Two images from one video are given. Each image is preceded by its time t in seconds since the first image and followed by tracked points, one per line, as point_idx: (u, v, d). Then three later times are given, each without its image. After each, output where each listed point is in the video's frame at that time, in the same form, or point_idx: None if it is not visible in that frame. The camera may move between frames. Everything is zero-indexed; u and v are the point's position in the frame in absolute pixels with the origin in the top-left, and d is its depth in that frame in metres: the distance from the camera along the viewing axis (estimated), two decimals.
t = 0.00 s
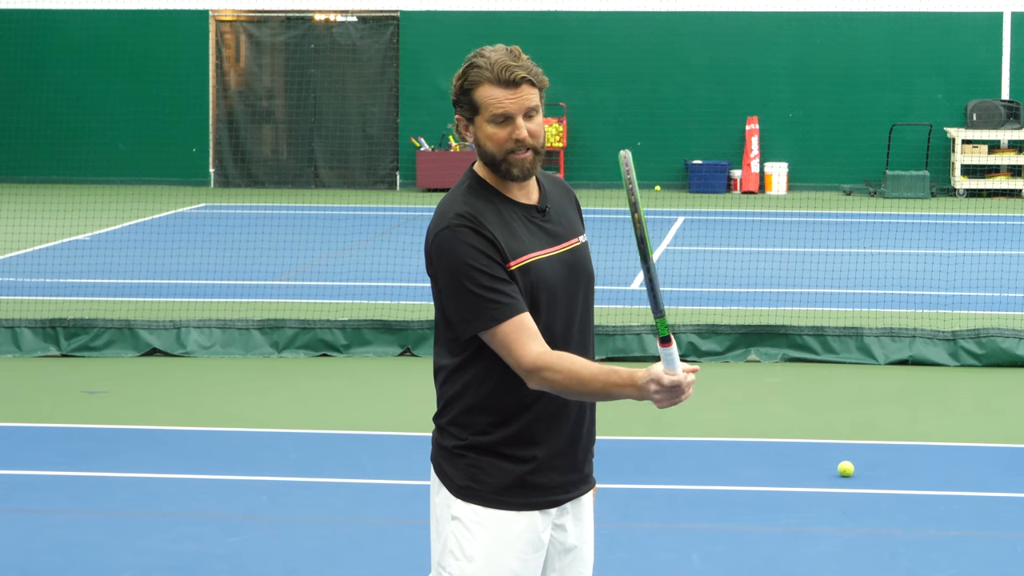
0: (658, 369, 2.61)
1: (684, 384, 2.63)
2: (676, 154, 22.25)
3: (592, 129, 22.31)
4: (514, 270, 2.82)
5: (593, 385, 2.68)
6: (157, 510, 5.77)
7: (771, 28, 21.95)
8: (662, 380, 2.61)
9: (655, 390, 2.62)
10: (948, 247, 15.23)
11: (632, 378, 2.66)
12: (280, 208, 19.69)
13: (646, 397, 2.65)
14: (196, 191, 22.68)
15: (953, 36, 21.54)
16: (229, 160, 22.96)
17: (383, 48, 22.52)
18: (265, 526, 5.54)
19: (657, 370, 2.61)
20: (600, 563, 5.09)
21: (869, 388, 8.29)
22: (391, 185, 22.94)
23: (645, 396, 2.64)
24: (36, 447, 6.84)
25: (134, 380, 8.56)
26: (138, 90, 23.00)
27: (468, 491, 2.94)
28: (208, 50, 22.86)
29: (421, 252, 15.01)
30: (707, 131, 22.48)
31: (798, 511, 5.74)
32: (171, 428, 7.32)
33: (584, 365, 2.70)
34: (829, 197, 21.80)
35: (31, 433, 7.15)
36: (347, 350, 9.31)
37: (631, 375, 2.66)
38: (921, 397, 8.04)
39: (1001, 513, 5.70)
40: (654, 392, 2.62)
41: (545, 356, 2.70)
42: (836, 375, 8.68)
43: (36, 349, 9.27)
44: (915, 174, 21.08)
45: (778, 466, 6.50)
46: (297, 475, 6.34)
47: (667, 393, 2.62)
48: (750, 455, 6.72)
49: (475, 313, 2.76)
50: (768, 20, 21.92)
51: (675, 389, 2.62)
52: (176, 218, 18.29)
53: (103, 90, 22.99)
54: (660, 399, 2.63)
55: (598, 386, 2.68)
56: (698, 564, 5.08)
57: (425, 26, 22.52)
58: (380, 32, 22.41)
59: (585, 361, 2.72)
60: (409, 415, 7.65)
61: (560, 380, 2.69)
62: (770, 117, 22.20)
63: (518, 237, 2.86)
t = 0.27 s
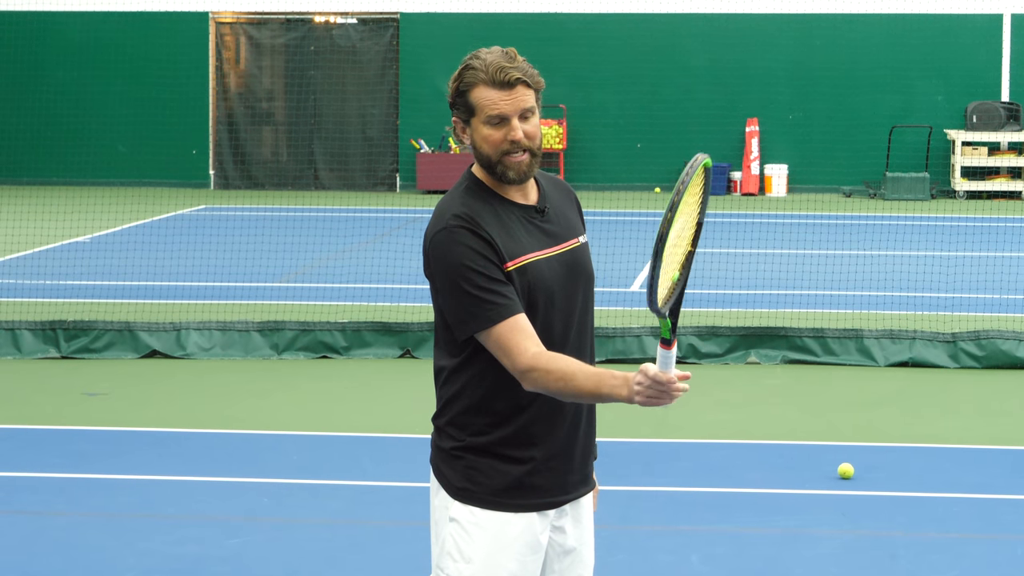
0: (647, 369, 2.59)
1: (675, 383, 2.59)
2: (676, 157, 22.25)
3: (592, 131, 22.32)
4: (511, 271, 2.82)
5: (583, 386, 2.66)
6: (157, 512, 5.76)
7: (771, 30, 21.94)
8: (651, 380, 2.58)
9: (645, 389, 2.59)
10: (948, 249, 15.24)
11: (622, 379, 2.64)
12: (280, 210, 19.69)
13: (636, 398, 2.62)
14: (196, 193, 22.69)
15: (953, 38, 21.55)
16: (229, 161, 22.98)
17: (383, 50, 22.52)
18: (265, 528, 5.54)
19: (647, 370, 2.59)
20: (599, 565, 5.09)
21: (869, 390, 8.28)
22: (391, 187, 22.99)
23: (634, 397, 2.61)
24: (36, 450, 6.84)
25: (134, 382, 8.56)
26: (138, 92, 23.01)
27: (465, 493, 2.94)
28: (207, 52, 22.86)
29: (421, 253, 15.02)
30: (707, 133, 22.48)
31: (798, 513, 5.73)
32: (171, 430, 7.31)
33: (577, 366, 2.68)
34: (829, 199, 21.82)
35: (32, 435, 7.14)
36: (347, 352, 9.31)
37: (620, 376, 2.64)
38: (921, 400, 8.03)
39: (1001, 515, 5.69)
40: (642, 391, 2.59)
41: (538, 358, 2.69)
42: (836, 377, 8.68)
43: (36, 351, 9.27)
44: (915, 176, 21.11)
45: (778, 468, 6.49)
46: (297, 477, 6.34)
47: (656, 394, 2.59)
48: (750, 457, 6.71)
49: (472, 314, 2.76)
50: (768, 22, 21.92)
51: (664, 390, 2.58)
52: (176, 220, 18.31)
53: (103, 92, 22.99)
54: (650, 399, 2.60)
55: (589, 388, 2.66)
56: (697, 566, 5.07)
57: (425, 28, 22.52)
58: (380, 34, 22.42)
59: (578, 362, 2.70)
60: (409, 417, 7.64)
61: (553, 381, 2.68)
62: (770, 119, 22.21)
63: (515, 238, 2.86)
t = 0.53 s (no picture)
0: (651, 372, 2.57)
1: (677, 386, 2.57)
2: (676, 158, 22.25)
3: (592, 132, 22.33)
4: (511, 272, 2.82)
5: (583, 389, 2.67)
6: (157, 513, 5.76)
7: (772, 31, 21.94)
8: (654, 383, 2.56)
9: (647, 392, 2.58)
10: (948, 250, 15.24)
11: (620, 381, 2.64)
12: (279, 211, 19.68)
13: (637, 400, 2.61)
14: (196, 194, 22.68)
15: (952, 39, 21.56)
16: (228, 163, 22.99)
17: (383, 51, 22.53)
18: (264, 529, 5.54)
19: (649, 372, 2.57)
20: (599, 566, 5.08)
21: (869, 391, 8.28)
22: (391, 189, 22.99)
23: (636, 400, 2.60)
24: (36, 451, 6.83)
25: (134, 383, 8.55)
26: (138, 93, 23.02)
27: (465, 494, 2.93)
28: (207, 53, 22.86)
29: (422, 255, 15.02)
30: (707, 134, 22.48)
31: (797, 514, 5.73)
32: (171, 431, 7.31)
33: (577, 367, 2.69)
34: (829, 200, 21.84)
35: (32, 437, 7.14)
36: (347, 353, 9.31)
37: (618, 379, 2.64)
38: (921, 401, 8.03)
39: (1001, 516, 5.69)
40: (646, 394, 2.58)
41: (537, 359, 2.69)
42: (835, 378, 8.68)
43: (36, 352, 9.27)
44: (914, 177, 21.12)
45: (777, 469, 6.49)
46: (296, 478, 6.33)
47: (658, 398, 2.57)
48: (750, 458, 6.71)
49: (470, 315, 2.76)
50: (769, 23, 21.92)
51: (666, 393, 2.57)
52: (176, 221, 18.32)
53: (103, 94, 23.00)
54: (651, 403, 2.58)
55: (589, 390, 2.67)
56: (697, 567, 5.07)
57: (424, 29, 22.53)
58: (380, 36, 22.45)
59: (578, 365, 2.71)
60: (409, 418, 7.64)
61: (553, 383, 2.68)
62: (770, 120, 22.22)
63: (515, 240, 2.86)
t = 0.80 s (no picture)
0: (644, 368, 2.59)
1: (671, 383, 2.59)
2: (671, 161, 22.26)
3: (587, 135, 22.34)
4: (506, 277, 2.82)
5: (579, 393, 2.66)
6: (153, 517, 5.75)
7: (767, 34, 21.97)
8: (647, 377, 2.58)
9: (642, 390, 2.59)
10: (943, 253, 15.25)
11: (615, 384, 2.64)
12: (274, 215, 19.64)
13: (632, 401, 2.61)
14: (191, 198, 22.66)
15: (947, 42, 21.60)
16: (223, 166, 22.96)
17: (378, 55, 22.55)
18: (259, 533, 5.53)
19: (643, 368, 2.59)
20: (594, 569, 5.08)
21: (864, 394, 8.29)
22: (386, 192, 22.85)
23: (630, 400, 2.60)
24: (31, 454, 6.82)
25: (129, 387, 8.54)
26: (133, 96, 23.00)
27: (460, 498, 2.93)
28: (202, 56, 22.84)
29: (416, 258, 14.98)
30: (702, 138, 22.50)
31: (793, 517, 5.73)
32: (166, 435, 7.30)
33: (572, 371, 2.68)
34: (824, 203, 21.85)
35: (27, 440, 7.13)
36: (341, 356, 9.30)
37: (614, 381, 2.64)
38: (916, 404, 8.03)
39: (996, 519, 5.69)
40: (639, 392, 2.59)
41: (533, 364, 2.69)
42: (831, 381, 8.68)
43: (30, 355, 9.25)
44: (909, 180, 21.10)
45: (773, 472, 6.49)
46: (292, 481, 6.33)
47: (651, 394, 2.58)
48: (745, 461, 6.71)
49: (466, 320, 2.75)
50: (764, 26, 21.95)
51: (660, 390, 2.59)
52: (170, 224, 18.28)
53: (98, 97, 22.97)
54: (646, 400, 2.59)
55: (585, 393, 2.66)
56: (692, 570, 5.07)
57: (419, 32, 22.54)
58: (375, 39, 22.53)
59: (574, 369, 2.71)
60: (404, 422, 7.63)
61: (549, 388, 2.68)
62: (765, 123, 22.22)
63: (511, 243, 2.86)
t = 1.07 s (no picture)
0: (634, 370, 2.57)
1: (662, 385, 2.57)
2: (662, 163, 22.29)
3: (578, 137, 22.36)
4: (497, 279, 2.82)
5: (568, 395, 2.66)
6: (144, 519, 5.74)
7: (758, 35, 22.01)
8: (638, 379, 2.56)
9: (632, 391, 2.57)
10: (934, 255, 15.29)
11: (605, 387, 2.63)
12: (265, 216, 19.62)
13: (623, 402, 2.59)
14: (182, 200, 22.63)
15: (937, 44, 21.67)
16: (214, 167, 22.93)
17: (369, 56, 22.51)
18: (251, 534, 5.52)
19: (633, 370, 2.56)
20: (586, 570, 5.09)
21: (855, 396, 8.31)
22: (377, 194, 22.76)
23: (622, 401, 2.58)
24: (22, 456, 6.80)
25: (120, 389, 8.52)
26: (124, 97, 22.97)
27: (452, 499, 2.93)
28: (192, 57, 22.81)
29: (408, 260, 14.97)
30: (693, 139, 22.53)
31: (784, 518, 5.74)
32: (158, 437, 7.28)
33: (562, 373, 2.68)
34: (814, 205, 21.88)
35: (18, 442, 7.11)
36: (333, 358, 9.28)
37: (603, 384, 2.63)
38: (907, 405, 8.05)
39: (987, 520, 5.71)
40: (629, 394, 2.56)
41: (523, 366, 2.69)
42: (822, 383, 8.70)
43: (21, 357, 9.23)
44: (900, 182, 21.14)
45: (764, 473, 6.50)
46: (283, 483, 6.32)
47: (642, 394, 2.56)
48: (737, 463, 6.72)
49: (456, 323, 2.76)
50: (755, 28, 21.99)
51: (652, 391, 2.56)
52: (162, 226, 18.25)
53: (89, 98, 22.93)
54: (637, 401, 2.56)
55: (574, 396, 2.66)
56: (684, 571, 5.07)
57: (411, 34, 22.54)
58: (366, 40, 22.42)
59: (564, 371, 2.70)
60: (395, 423, 7.63)
61: (538, 390, 2.67)
62: (756, 125, 22.25)
63: (501, 246, 2.86)
